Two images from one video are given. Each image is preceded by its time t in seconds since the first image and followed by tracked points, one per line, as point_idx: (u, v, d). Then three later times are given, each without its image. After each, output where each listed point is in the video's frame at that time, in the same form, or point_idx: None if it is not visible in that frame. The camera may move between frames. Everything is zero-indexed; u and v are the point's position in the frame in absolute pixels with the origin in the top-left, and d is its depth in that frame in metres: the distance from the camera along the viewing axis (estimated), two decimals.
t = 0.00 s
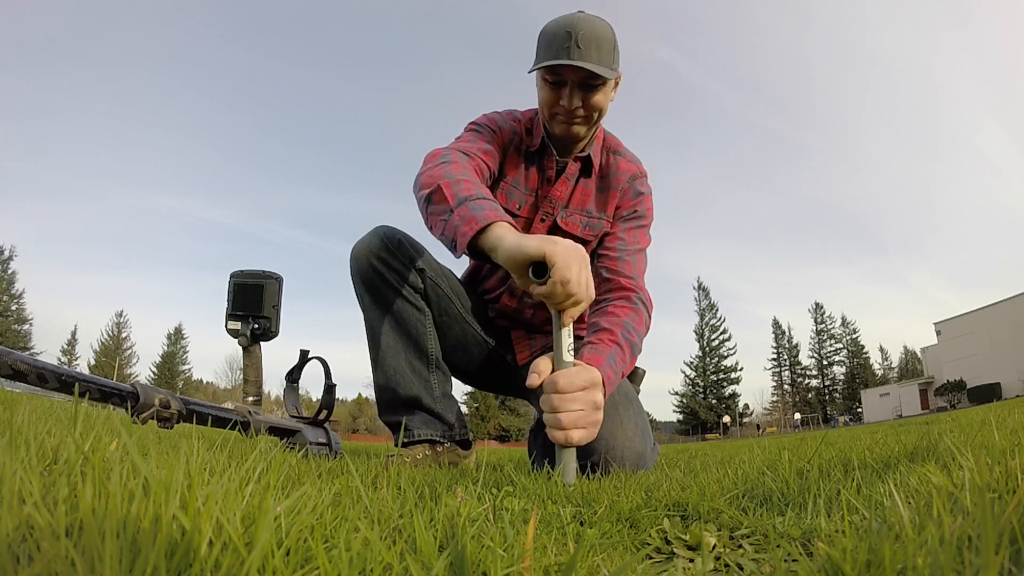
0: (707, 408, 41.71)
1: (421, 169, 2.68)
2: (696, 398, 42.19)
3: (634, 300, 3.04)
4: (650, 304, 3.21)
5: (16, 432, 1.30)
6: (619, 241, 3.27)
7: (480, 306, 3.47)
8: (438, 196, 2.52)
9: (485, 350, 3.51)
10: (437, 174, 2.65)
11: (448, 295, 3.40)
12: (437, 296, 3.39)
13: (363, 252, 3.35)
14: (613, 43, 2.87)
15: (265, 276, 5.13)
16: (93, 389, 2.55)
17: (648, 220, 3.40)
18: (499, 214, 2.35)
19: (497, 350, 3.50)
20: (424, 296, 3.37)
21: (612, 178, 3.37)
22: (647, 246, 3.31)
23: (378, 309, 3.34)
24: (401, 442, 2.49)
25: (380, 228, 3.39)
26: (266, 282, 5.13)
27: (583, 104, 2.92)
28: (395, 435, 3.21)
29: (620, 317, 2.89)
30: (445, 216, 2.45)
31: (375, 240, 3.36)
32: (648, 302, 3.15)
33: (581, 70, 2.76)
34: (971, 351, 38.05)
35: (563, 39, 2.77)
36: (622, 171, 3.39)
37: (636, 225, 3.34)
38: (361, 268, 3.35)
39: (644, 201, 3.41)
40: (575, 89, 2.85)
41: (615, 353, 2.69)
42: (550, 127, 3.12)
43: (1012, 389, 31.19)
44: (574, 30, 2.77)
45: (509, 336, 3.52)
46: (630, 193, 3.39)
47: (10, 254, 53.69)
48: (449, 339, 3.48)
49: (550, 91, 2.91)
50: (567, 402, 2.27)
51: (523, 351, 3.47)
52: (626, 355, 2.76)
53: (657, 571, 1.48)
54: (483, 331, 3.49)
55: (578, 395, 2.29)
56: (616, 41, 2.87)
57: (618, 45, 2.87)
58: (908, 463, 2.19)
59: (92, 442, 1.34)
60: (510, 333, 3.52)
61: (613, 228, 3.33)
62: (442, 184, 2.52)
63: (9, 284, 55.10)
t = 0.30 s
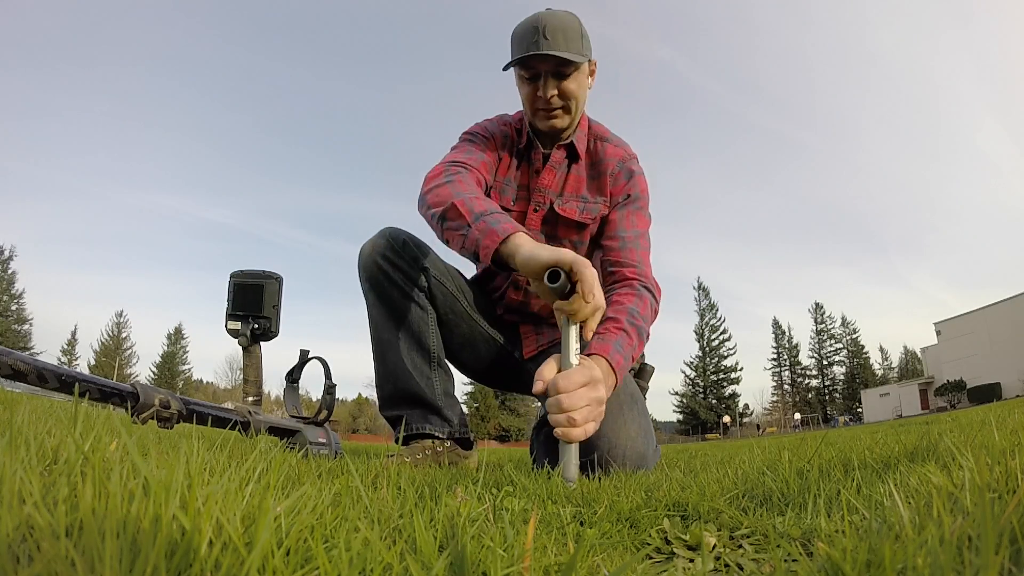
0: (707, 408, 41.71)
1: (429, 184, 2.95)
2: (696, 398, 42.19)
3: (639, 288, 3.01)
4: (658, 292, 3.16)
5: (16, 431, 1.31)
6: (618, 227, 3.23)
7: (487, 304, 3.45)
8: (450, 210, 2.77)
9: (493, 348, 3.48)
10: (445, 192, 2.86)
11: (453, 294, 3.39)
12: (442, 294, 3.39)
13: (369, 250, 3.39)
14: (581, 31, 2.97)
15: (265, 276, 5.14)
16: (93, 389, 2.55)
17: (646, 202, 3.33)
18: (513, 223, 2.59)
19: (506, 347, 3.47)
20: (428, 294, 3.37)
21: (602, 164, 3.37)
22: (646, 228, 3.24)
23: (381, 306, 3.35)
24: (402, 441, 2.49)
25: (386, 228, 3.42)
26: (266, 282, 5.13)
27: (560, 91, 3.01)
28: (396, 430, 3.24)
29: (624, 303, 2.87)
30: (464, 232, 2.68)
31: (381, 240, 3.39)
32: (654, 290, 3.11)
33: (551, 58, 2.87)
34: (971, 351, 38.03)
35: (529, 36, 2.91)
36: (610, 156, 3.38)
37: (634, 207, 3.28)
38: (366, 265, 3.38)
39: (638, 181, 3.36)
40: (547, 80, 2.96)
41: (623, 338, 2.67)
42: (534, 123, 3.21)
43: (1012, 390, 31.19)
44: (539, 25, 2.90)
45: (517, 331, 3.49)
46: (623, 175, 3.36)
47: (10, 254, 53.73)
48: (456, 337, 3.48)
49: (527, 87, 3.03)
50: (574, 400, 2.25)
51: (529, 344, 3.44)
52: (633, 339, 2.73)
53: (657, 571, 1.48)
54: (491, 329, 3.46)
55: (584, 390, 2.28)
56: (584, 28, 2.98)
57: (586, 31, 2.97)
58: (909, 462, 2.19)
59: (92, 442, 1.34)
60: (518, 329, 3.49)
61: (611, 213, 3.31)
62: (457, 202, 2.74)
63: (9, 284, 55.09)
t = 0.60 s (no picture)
0: (707, 408, 41.71)
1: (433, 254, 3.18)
2: (696, 398, 42.19)
3: (655, 281, 3.03)
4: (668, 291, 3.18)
5: (16, 432, 1.31)
6: (625, 232, 3.27)
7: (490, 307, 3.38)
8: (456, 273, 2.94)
9: (495, 349, 3.43)
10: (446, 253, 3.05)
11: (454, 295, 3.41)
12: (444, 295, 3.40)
13: (370, 250, 3.36)
14: (566, 36, 3.00)
15: (265, 276, 5.14)
16: (93, 389, 2.55)
17: (646, 203, 3.38)
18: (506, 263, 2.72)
19: (508, 349, 3.40)
20: (429, 296, 3.38)
21: (601, 168, 3.36)
22: (654, 231, 3.30)
23: (381, 306, 3.33)
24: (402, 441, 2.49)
25: (385, 229, 3.40)
26: (266, 282, 5.13)
27: (549, 95, 3.02)
28: (395, 430, 3.22)
29: (641, 289, 2.92)
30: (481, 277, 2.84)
31: (382, 240, 3.37)
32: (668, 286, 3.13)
33: (536, 65, 2.91)
34: (971, 351, 38.02)
35: (513, 45, 2.95)
36: (608, 159, 3.38)
37: (636, 211, 3.32)
38: (367, 265, 3.34)
39: (636, 185, 3.38)
40: (535, 86, 2.99)
41: (642, 310, 2.73)
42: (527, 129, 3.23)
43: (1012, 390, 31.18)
44: (523, 34, 2.94)
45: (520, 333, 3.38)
46: (621, 179, 3.36)
47: (10, 254, 53.73)
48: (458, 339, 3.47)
49: (516, 94, 3.07)
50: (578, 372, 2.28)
51: (532, 346, 3.31)
52: (652, 315, 2.79)
53: (657, 571, 1.48)
54: (493, 330, 3.40)
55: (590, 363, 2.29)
56: (568, 33, 3.00)
57: (571, 36, 2.99)
58: (908, 462, 2.19)
59: (92, 443, 1.34)
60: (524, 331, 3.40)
61: (612, 216, 3.32)
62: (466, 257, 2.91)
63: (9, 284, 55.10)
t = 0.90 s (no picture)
0: (707, 408, 41.70)
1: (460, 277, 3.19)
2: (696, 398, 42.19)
3: (663, 275, 3.13)
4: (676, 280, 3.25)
5: (16, 432, 1.31)
6: (624, 227, 3.30)
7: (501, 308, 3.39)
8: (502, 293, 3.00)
9: (504, 349, 3.44)
10: (483, 275, 3.07)
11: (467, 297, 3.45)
12: (457, 296, 3.44)
13: (388, 245, 3.37)
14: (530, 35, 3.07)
15: (265, 276, 5.14)
16: (93, 389, 2.55)
17: (638, 194, 3.38)
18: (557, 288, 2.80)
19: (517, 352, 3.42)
20: (444, 296, 3.40)
21: (589, 164, 3.35)
22: (651, 222, 3.33)
23: (395, 301, 3.34)
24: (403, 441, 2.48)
25: (405, 222, 3.42)
26: (266, 282, 5.14)
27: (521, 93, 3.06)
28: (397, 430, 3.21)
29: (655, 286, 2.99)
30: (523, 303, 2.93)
31: (402, 234, 3.39)
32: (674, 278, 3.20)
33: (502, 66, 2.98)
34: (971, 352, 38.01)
35: (478, 52, 3.04)
36: (595, 154, 3.37)
37: (632, 203, 3.33)
38: (384, 260, 3.36)
39: (626, 176, 3.37)
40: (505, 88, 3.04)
41: (662, 308, 2.81)
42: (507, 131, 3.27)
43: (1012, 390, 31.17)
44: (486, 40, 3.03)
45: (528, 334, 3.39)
46: (611, 172, 3.36)
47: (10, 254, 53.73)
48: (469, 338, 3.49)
49: (490, 99, 3.13)
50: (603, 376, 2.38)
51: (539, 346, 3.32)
52: (670, 311, 2.87)
53: (657, 571, 1.48)
54: (505, 331, 3.41)
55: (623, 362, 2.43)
56: (532, 32, 3.07)
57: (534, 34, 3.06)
58: (909, 462, 2.19)
59: (92, 443, 1.34)
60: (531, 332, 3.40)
61: (608, 210, 3.32)
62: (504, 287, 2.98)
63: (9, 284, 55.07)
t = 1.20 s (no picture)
0: (707, 408, 41.70)
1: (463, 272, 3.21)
2: (696, 398, 42.20)
3: (645, 250, 3.10)
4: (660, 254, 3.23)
5: (16, 432, 1.31)
6: (602, 208, 3.28)
7: (499, 306, 3.43)
8: (505, 286, 2.98)
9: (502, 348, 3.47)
10: (484, 268, 3.07)
11: (468, 296, 3.46)
12: (459, 298, 3.44)
13: (393, 245, 3.37)
14: (475, 42, 3.10)
15: (265, 276, 5.14)
16: (93, 389, 2.54)
17: (612, 176, 3.39)
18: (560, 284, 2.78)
19: (515, 350, 3.46)
20: (447, 294, 3.41)
21: (559, 156, 3.38)
22: (626, 201, 3.32)
23: (398, 299, 3.34)
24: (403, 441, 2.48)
25: (410, 220, 3.42)
26: (266, 282, 5.14)
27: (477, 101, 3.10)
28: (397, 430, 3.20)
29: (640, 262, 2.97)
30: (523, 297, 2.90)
31: (407, 232, 3.38)
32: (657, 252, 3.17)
33: (454, 78, 3.03)
34: (971, 352, 38.01)
35: (430, 69, 3.10)
36: (563, 147, 3.39)
37: (606, 185, 3.33)
38: (389, 259, 3.36)
39: (597, 162, 3.39)
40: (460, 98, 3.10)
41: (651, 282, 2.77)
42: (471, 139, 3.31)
43: (1013, 390, 31.17)
44: (435, 57, 3.08)
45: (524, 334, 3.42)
46: (581, 161, 3.37)
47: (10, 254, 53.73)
48: (467, 339, 3.50)
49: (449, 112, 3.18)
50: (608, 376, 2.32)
51: (538, 346, 3.34)
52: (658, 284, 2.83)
53: (657, 571, 1.48)
54: (504, 330, 3.46)
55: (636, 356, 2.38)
56: (477, 39, 3.10)
57: (480, 40, 3.10)
58: (908, 462, 2.20)
59: (92, 443, 1.34)
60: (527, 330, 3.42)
61: (583, 198, 3.33)
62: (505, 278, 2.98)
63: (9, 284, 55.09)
